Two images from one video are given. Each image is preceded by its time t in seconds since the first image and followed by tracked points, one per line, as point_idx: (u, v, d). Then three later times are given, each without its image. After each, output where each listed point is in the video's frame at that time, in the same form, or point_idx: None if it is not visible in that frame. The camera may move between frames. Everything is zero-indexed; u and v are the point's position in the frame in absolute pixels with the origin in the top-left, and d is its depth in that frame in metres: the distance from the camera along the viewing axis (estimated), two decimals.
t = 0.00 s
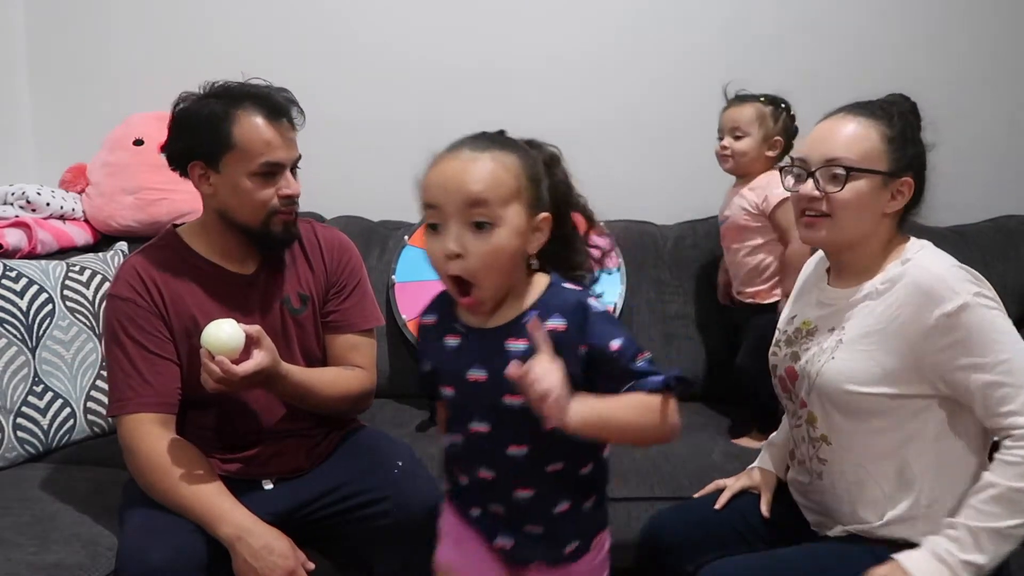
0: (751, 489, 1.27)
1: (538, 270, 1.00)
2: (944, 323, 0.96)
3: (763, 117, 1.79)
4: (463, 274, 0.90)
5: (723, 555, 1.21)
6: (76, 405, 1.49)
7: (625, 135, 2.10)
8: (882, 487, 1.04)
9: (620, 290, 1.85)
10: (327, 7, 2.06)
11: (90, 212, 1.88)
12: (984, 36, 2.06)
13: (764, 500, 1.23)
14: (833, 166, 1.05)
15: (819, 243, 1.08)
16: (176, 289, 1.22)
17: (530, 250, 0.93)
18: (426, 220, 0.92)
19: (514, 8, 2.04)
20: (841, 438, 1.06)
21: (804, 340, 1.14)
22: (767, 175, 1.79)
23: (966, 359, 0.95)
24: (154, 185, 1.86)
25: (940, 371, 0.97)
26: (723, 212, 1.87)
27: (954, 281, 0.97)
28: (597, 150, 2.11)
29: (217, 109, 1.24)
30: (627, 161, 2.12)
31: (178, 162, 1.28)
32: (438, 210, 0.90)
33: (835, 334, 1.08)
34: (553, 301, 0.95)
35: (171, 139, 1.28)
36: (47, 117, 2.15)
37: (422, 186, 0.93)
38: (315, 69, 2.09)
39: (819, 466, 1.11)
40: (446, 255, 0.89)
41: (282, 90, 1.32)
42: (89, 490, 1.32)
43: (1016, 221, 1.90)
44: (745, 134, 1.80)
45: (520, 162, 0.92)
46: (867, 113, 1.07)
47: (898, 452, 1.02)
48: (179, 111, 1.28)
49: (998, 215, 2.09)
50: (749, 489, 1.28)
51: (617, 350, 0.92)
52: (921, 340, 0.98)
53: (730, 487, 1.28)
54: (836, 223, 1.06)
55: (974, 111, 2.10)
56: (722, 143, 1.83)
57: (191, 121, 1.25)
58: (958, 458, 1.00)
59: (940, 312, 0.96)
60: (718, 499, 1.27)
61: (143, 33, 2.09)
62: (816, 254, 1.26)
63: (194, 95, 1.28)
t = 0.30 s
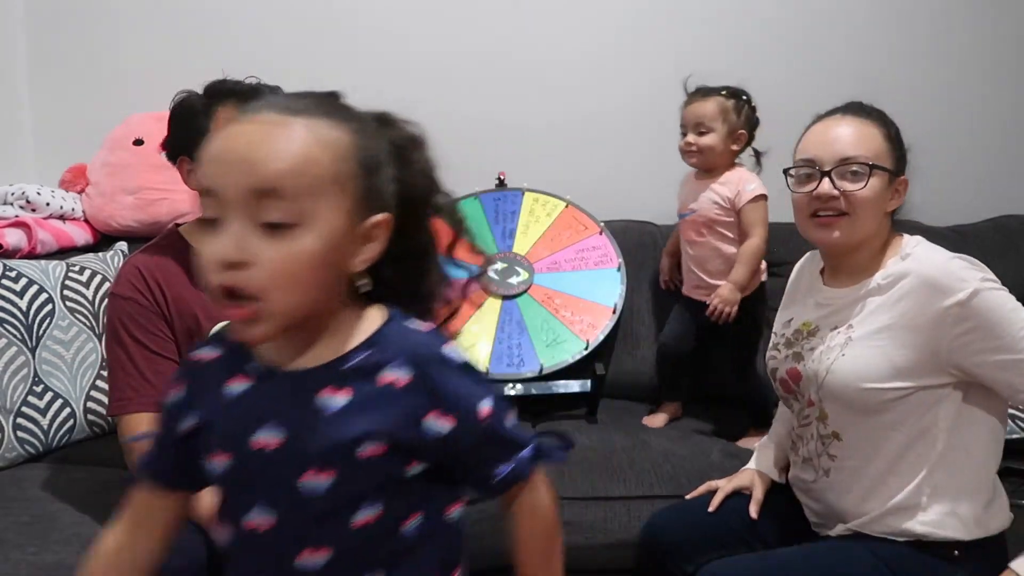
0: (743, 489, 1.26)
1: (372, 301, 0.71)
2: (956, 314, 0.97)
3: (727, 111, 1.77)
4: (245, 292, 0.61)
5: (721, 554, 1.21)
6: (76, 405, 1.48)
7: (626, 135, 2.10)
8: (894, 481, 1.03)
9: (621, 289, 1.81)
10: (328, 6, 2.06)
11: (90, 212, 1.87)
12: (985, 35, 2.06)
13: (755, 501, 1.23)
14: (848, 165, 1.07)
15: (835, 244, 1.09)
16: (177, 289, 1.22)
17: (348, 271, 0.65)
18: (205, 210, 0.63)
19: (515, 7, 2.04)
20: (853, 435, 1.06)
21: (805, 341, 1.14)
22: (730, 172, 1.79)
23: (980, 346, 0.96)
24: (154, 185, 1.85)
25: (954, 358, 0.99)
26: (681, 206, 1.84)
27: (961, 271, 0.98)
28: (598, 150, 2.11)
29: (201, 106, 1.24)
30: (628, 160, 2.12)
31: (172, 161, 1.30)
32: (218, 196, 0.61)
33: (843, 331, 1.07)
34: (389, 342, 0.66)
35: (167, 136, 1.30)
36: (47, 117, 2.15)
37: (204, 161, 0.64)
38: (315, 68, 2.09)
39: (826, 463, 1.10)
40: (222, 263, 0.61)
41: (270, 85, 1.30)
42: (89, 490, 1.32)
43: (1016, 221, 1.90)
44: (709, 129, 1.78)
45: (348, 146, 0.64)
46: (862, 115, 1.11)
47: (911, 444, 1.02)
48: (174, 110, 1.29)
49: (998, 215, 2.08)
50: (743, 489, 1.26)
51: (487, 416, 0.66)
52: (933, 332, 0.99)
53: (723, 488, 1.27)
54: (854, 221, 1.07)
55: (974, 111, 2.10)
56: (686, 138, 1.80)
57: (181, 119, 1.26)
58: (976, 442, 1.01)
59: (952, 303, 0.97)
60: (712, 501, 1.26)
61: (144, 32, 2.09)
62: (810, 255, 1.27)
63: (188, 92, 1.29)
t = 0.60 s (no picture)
0: (742, 489, 1.25)
1: None
2: (955, 313, 0.97)
3: (682, 99, 1.68)
4: None
5: (722, 555, 1.20)
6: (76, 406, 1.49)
7: (626, 135, 2.10)
8: (893, 477, 1.03)
9: (621, 290, 1.82)
10: (329, 7, 2.06)
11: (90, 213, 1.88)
12: (984, 35, 2.06)
13: (753, 500, 1.22)
14: (846, 167, 1.07)
15: (837, 246, 1.09)
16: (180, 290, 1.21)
17: None
18: None
19: (514, 7, 2.04)
20: (853, 431, 1.06)
21: (804, 340, 1.14)
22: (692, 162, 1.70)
23: (976, 346, 0.97)
24: (154, 185, 1.86)
25: (952, 358, 0.99)
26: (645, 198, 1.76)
27: (961, 271, 0.98)
28: (597, 150, 2.11)
29: (189, 108, 1.24)
30: (627, 160, 2.11)
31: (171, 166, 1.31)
32: None
33: (843, 328, 1.07)
34: None
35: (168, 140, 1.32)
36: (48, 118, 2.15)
37: None
38: (315, 69, 2.09)
39: (825, 459, 1.10)
40: None
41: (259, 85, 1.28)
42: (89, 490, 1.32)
43: (1016, 221, 1.90)
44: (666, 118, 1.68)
45: None
46: (854, 116, 1.11)
47: (909, 442, 1.02)
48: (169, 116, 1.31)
49: (998, 215, 2.08)
50: (743, 489, 1.25)
51: None
52: (932, 330, 0.99)
53: (723, 488, 1.26)
54: (856, 223, 1.07)
55: (974, 111, 2.10)
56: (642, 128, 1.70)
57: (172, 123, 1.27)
58: (972, 441, 1.02)
59: (952, 302, 0.97)
60: (712, 501, 1.25)
61: (143, 34, 2.09)
62: (807, 254, 1.27)
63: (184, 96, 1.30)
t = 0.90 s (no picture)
0: (741, 489, 1.25)
1: None
2: (947, 311, 0.97)
3: (678, 92, 1.67)
4: None
5: (723, 555, 1.20)
6: (76, 405, 1.49)
7: (626, 134, 2.10)
8: (887, 472, 1.04)
9: (621, 289, 1.81)
10: (329, 5, 2.05)
11: (90, 212, 1.88)
12: (986, 34, 2.05)
13: (751, 498, 1.22)
14: (839, 165, 1.06)
15: (830, 243, 1.09)
16: (181, 288, 1.21)
17: None
18: None
19: (515, 6, 2.04)
20: (847, 426, 1.06)
21: (798, 336, 1.14)
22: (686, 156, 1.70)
23: (966, 344, 0.97)
24: (153, 184, 1.85)
25: (943, 356, 0.99)
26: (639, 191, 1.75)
27: (955, 269, 0.98)
28: (597, 149, 2.11)
29: (182, 107, 1.23)
30: (627, 159, 2.11)
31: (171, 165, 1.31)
32: None
33: (835, 324, 1.08)
34: None
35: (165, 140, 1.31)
36: (48, 117, 2.16)
37: None
38: (315, 68, 2.09)
39: (819, 456, 1.11)
40: None
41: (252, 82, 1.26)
42: (89, 490, 1.32)
43: (1016, 221, 1.89)
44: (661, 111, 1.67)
45: None
46: (847, 113, 1.10)
47: (900, 437, 1.03)
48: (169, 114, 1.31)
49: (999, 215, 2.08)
50: (742, 488, 1.25)
51: None
52: (924, 327, 0.99)
53: (721, 488, 1.26)
54: (849, 219, 1.07)
55: (976, 110, 2.09)
56: (638, 121, 1.69)
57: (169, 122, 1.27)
58: (963, 439, 1.02)
59: (944, 300, 0.97)
60: (712, 501, 1.25)
61: (143, 32, 2.09)
62: (802, 253, 1.28)
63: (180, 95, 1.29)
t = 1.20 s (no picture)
0: (741, 489, 1.26)
1: None
2: (933, 311, 0.98)
3: (681, 99, 1.68)
4: None
5: (723, 555, 1.20)
6: (76, 406, 1.49)
7: (625, 135, 2.10)
8: (878, 467, 1.05)
9: (621, 290, 1.82)
10: (330, 7, 2.06)
11: (90, 214, 1.88)
12: (985, 35, 2.06)
13: (752, 497, 1.22)
14: (835, 165, 1.07)
15: (825, 242, 1.09)
16: (182, 290, 1.21)
17: None
18: None
19: (515, 8, 2.05)
20: (839, 422, 1.07)
21: (792, 334, 1.14)
22: (691, 159, 1.72)
23: (952, 344, 0.98)
24: (153, 186, 1.86)
25: (931, 354, 1.00)
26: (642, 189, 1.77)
27: (944, 270, 0.99)
28: (596, 151, 2.12)
29: (179, 110, 1.24)
30: (627, 161, 2.12)
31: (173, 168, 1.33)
32: None
33: (825, 322, 1.09)
34: None
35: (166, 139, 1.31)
36: (48, 118, 2.16)
37: None
38: (315, 70, 2.09)
39: (813, 454, 1.11)
40: None
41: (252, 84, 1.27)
42: (89, 491, 1.32)
43: (1015, 222, 1.90)
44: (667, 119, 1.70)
45: None
46: (845, 115, 1.10)
47: (891, 433, 1.04)
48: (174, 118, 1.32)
49: (996, 216, 2.08)
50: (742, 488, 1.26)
51: None
52: (911, 326, 1.01)
53: (722, 488, 1.26)
54: (842, 220, 1.07)
55: (975, 112, 2.10)
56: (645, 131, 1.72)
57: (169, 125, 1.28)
58: (953, 437, 1.03)
59: (930, 300, 0.98)
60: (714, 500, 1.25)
61: (143, 34, 2.09)
62: (799, 252, 1.28)
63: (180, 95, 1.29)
